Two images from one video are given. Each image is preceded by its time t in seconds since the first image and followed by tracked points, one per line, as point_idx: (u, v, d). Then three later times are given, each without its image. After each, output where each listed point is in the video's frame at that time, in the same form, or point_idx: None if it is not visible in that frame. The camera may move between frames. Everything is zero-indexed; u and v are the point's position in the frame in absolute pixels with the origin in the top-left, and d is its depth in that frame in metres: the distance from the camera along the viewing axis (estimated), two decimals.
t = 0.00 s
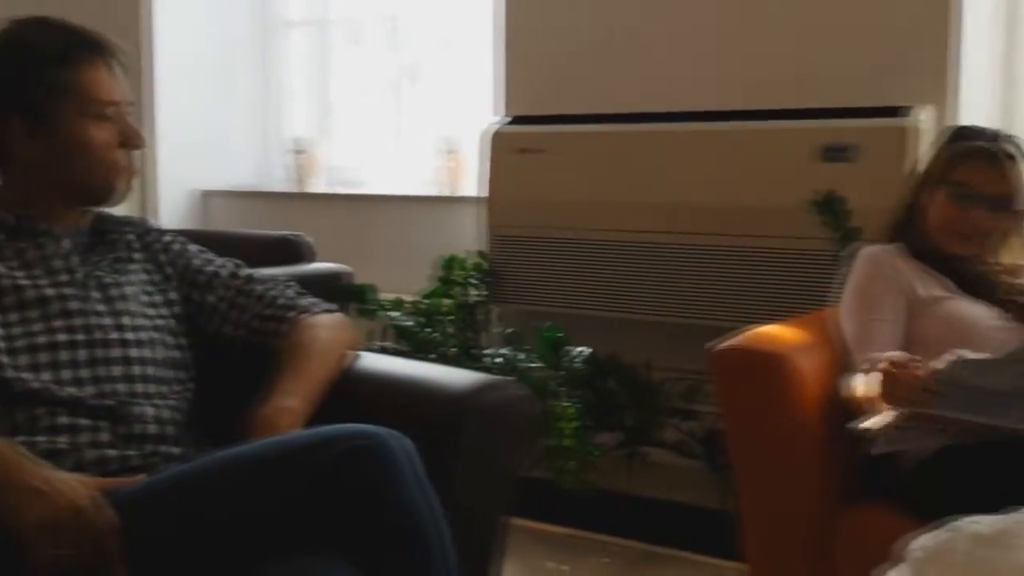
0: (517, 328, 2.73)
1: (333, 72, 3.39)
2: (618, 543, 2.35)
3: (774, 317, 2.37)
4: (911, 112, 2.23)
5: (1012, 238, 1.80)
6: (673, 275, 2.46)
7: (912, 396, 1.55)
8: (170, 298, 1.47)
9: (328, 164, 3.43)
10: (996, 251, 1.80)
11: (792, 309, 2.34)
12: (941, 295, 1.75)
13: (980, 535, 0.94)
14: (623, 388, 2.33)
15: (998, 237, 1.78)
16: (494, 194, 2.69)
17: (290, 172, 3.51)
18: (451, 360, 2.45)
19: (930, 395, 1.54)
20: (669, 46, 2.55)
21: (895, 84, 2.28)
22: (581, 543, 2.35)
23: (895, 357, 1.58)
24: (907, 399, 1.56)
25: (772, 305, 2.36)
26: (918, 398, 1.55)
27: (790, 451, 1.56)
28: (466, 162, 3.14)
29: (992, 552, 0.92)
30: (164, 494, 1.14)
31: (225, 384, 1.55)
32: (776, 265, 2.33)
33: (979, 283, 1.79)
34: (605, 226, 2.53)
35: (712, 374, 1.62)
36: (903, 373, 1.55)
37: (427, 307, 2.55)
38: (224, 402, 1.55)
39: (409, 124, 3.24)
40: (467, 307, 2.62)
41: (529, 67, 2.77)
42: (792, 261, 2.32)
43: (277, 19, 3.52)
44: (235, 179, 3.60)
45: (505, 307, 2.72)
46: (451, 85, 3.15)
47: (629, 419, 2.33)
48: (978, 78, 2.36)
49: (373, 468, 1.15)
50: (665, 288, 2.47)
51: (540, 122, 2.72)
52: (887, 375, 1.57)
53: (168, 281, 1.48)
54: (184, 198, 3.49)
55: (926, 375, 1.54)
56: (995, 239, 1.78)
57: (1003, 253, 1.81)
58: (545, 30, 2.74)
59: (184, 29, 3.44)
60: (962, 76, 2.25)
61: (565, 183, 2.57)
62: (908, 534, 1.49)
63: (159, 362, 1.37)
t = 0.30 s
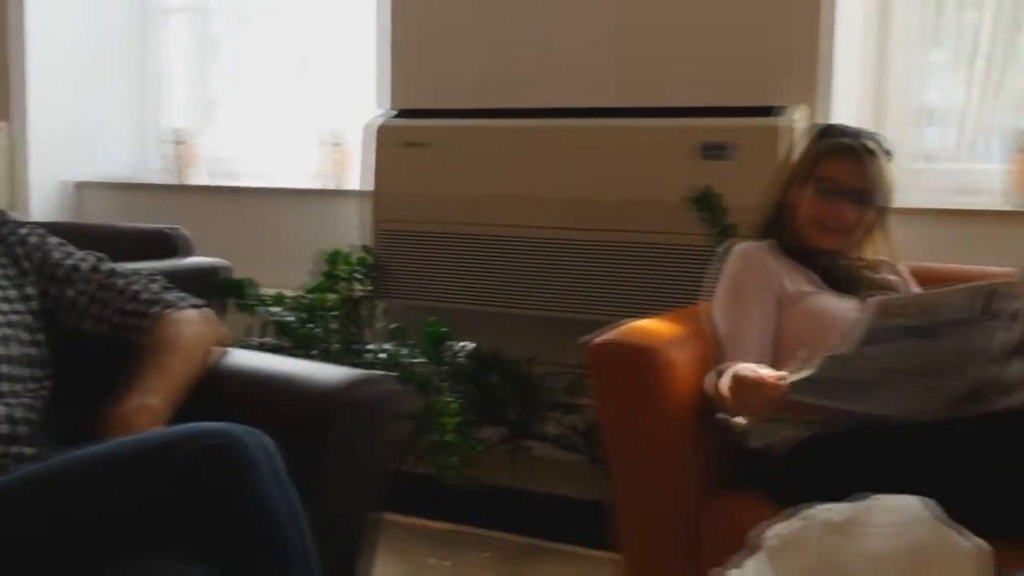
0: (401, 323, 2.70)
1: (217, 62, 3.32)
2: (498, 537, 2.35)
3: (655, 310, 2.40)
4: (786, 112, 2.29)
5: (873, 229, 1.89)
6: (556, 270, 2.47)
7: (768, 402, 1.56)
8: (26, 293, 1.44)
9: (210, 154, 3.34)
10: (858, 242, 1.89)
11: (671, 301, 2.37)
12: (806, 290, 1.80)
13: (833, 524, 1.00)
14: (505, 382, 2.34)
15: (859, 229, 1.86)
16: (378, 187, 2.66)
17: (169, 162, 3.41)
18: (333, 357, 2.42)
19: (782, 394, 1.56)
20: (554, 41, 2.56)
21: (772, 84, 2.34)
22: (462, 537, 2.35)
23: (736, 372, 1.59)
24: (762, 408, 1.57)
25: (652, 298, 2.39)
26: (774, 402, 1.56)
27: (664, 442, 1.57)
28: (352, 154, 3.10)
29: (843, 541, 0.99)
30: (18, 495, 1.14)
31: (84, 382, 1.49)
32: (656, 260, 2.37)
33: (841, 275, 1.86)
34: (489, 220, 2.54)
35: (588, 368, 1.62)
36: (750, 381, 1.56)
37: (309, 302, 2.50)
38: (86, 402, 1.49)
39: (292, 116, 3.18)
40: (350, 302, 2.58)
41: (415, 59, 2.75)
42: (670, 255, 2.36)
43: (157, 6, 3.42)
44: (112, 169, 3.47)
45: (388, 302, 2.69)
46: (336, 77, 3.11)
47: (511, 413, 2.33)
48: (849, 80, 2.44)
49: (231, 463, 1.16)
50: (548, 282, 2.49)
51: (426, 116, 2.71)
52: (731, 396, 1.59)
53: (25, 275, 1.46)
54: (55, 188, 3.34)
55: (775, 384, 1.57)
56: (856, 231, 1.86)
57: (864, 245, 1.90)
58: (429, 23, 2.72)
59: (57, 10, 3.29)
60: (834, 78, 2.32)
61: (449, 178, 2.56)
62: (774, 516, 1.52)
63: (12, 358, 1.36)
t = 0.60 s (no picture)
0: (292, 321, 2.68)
1: (97, 50, 3.18)
2: (392, 533, 2.34)
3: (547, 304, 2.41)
4: (674, 108, 2.32)
5: (754, 219, 1.94)
6: (449, 265, 2.47)
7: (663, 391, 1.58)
8: None
9: (90, 148, 3.22)
10: (740, 232, 1.93)
11: (563, 295, 2.39)
12: (692, 280, 1.83)
13: (704, 512, 1.03)
14: (396, 379, 2.31)
15: (741, 218, 1.90)
16: (265, 181, 2.61)
17: (44, 157, 3.26)
18: (219, 356, 2.41)
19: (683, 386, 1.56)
20: (446, 34, 2.55)
21: (661, 80, 2.37)
22: (355, 533, 2.33)
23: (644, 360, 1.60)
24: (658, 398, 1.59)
25: (543, 293, 2.40)
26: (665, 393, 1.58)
27: (553, 437, 1.57)
28: (239, 144, 3.03)
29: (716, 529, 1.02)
30: None
31: None
32: (548, 255, 2.38)
33: (726, 269, 1.88)
34: (381, 215, 2.51)
35: (476, 363, 1.61)
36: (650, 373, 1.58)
37: (194, 301, 2.46)
38: None
39: (177, 107, 3.09)
40: (238, 298, 2.52)
41: (304, 50, 2.69)
42: (562, 250, 2.37)
43: None
44: None
45: (279, 298, 2.63)
46: (223, 68, 3.03)
47: (404, 407, 2.32)
48: (735, 76, 2.48)
49: (96, 465, 1.23)
50: (441, 277, 2.48)
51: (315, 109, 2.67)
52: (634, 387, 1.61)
53: None
54: None
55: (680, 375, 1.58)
56: (738, 221, 1.90)
57: (745, 236, 1.95)
58: (319, 15, 2.67)
59: None
60: (720, 76, 2.37)
61: (341, 173, 2.53)
62: (660, 505, 1.54)
63: None
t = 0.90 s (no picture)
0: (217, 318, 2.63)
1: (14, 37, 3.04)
2: (318, 532, 2.31)
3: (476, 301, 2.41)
4: (602, 105, 2.33)
5: (677, 214, 1.95)
6: (377, 262, 2.45)
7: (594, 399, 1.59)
8: None
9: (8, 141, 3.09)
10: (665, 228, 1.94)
11: (491, 292, 2.38)
12: (617, 276, 1.83)
13: (620, 509, 1.05)
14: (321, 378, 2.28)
15: (666, 215, 1.91)
16: (187, 176, 2.55)
17: None
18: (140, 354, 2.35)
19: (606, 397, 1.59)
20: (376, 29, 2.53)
21: (590, 79, 2.38)
22: (278, 533, 2.30)
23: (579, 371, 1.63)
24: (589, 407, 1.60)
25: (471, 290, 2.39)
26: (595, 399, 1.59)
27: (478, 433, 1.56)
28: (163, 140, 2.98)
29: (631, 526, 1.03)
30: None
31: None
32: (477, 252, 2.37)
33: (652, 264, 1.90)
34: (307, 211, 2.48)
35: (400, 360, 1.59)
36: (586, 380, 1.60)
37: (114, 299, 2.41)
38: None
39: (100, 95, 2.98)
40: (159, 294, 2.48)
41: (231, 43, 2.65)
42: (491, 247, 2.37)
43: None
44: None
45: (203, 294, 2.58)
46: (147, 58, 2.95)
47: (330, 407, 2.28)
48: (664, 75, 2.50)
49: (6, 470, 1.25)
50: (368, 274, 2.45)
51: (241, 101, 2.62)
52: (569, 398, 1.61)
53: None
54: None
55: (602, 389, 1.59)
56: (663, 217, 1.91)
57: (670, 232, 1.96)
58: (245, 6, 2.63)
59: None
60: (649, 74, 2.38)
61: (267, 166, 2.49)
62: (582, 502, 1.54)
63: None
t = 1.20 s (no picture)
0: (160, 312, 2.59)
1: None
2: (265, 528, 2.28)
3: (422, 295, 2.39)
4: (550, 97, 2.32)
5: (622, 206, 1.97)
6: (323, 255, 2.42)
7: (541, 389, 1.51)
8: None
9: None
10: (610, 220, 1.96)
11: (438, 286, 2.37)
12: (564, 268, 1.83)
13: (563, 503, 1.05)
14: (266, 373, 2.25)
15: (612, 210, 1.92)
16: (127, 167, 2.50)
17: None
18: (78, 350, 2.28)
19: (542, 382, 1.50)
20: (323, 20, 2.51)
21: (537, 71, 2.38)
22: (225, 530, 2.27)
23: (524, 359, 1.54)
24: (536, 398, 1.53)
25: (418, 284, 2.38)
26: (542, 390, 1.51)
27: (425, 428, 1.55)
28: (104, 130, 2.90)
29: (574, 520, 1.04)
30: None
31: None
32: (424, 244, 2.36)
33: (597, 258, 1.89)
34: (251, 204, 2.45)
35: (345, 356, 1.57)
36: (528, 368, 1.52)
37: (52, 292, 2.33)
38: None
39: (38, 88, 2.92)
40: (99, 288, 2.44)
41: (173, 33, 2.61)
42: (438, 240, 2.36)
43: None
44: None
45: (145, 288, 2.54)
46: (85, 48, 2.87)
47: (276, 401, 2.27)
48: (611, 68, 2.51)
49: None
50: (314, 267, 2.43)
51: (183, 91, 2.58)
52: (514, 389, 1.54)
53: None
54: None
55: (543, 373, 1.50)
56: (611, 213, 1.92)
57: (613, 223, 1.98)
58: None
59: None
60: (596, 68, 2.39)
61: (209, 158, 2.45)
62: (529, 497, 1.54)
63: None
